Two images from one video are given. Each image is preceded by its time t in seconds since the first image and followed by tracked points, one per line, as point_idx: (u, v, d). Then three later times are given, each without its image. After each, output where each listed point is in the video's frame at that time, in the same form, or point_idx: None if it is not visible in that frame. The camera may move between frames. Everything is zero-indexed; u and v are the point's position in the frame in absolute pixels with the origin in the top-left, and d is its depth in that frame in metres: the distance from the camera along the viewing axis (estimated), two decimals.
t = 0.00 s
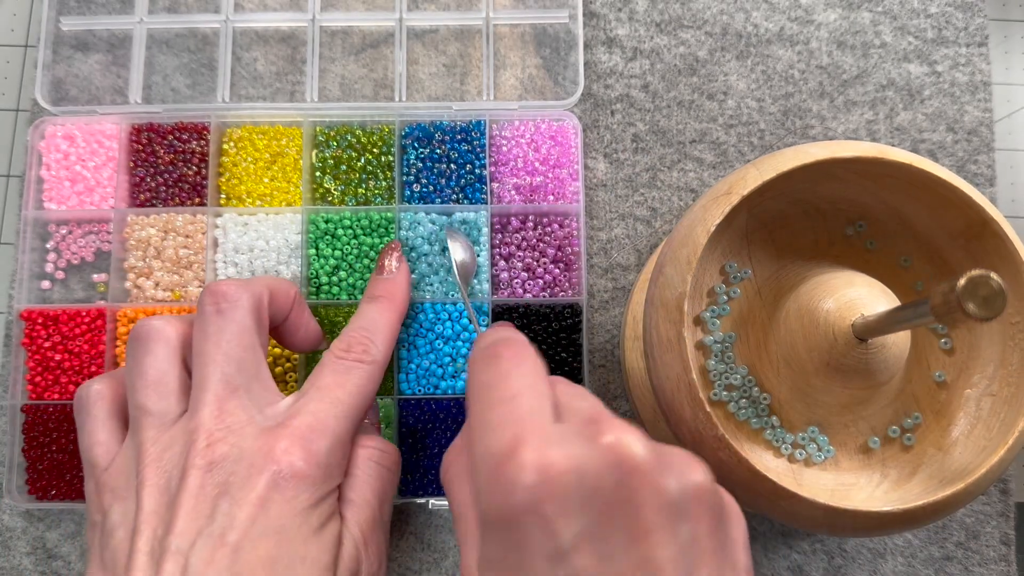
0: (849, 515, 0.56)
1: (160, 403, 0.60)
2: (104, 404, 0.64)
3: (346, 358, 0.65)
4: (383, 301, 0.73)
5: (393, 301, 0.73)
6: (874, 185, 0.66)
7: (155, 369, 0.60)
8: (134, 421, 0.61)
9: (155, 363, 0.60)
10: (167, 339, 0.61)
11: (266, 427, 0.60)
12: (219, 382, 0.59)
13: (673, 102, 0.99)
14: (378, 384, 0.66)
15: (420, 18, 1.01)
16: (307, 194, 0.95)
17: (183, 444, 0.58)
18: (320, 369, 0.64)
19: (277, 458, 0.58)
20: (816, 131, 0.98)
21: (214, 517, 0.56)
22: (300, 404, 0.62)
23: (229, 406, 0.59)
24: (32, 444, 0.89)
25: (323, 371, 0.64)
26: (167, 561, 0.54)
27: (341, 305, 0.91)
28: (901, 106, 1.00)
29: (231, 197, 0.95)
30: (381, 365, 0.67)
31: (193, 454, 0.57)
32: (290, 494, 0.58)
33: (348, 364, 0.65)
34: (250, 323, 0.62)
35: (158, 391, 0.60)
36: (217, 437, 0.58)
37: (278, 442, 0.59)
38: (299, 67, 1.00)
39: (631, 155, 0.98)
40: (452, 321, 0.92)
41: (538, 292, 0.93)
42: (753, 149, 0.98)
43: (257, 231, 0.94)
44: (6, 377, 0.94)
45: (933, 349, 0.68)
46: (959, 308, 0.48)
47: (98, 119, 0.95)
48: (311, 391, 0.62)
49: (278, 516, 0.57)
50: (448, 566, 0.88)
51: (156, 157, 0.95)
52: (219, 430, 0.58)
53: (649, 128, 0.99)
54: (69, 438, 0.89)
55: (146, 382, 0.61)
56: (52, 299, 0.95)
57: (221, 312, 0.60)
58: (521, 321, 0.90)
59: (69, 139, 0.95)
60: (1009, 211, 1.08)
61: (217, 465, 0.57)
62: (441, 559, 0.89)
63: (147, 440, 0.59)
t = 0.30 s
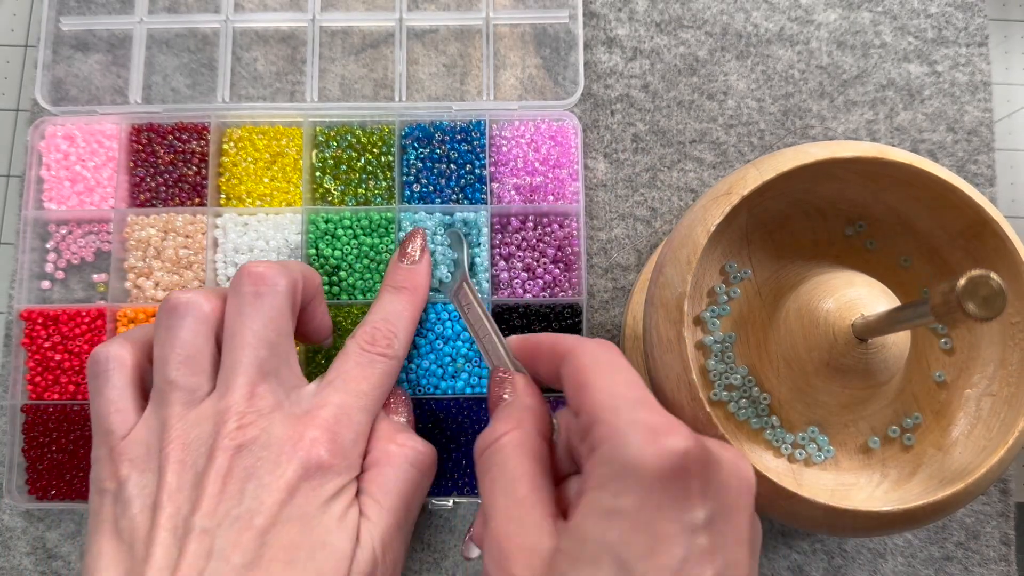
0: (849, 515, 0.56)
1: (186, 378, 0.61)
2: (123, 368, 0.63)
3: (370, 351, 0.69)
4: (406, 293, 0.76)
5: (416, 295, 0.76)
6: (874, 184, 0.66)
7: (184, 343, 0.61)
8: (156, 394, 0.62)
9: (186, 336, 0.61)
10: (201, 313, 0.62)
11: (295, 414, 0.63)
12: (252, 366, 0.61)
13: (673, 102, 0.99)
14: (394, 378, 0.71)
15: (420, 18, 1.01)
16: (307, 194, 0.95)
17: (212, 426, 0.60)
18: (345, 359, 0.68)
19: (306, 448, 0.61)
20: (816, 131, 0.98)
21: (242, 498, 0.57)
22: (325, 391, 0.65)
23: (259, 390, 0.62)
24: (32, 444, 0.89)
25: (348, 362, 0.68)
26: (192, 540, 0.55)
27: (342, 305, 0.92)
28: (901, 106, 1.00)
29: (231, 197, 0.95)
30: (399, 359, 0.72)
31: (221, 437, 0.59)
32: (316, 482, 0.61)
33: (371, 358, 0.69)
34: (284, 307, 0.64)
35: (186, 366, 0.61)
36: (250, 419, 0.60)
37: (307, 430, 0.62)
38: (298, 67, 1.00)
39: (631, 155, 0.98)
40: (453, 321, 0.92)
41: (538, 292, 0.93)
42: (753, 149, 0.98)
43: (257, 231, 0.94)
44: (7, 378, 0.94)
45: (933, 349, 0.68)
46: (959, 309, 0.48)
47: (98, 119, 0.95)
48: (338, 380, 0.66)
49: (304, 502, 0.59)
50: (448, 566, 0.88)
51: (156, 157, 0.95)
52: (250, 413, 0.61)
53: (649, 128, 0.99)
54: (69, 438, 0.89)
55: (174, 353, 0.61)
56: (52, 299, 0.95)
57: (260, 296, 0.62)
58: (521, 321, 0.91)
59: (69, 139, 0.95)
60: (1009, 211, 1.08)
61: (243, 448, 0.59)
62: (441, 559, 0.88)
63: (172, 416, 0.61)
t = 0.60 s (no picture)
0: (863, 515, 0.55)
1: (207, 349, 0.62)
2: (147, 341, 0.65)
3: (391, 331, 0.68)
4: (428, 281, 0.72)
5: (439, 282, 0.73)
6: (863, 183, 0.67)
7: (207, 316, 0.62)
8: (178, 366, 0.63)
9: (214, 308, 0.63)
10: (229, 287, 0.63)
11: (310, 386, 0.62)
12: (271, 337, 0.62)
13: (673, 102, 0.99)
14: (416, 362, 0.69)
15: (420, 18, 1.01)
16: (307, 194, 0.95)
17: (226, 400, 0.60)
18: (363, 341, 0.66)
19: (321, 416, 0.60)
20: (816, 131, 0.98)
21: (254, 463, 0.58)
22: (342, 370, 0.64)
23: (277, 360, 0.62)
24: (32, 444, 0.89)
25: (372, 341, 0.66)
26: (203, 502, 0.56)
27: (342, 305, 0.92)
28: (901, 106, 1.00)
29: (231, 197, 0.95)
30: (422, 342, 0.69)
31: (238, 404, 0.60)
32: (328, 451, 0.60)
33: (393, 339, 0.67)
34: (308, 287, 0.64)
35: (208, 337, 0.62)
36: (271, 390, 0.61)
37: (321, 401, 0.61)
38: (298, 67, 1.00)
39: (631, 155, 0.98)
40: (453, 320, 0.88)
41: (538, 292, 0.93)
42: (753, 149, 0.98)
43: (256, 231, 0.93)
44: (7, 377, 0.94)
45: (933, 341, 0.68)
46: (958, 309, 0.48)
47: (98, 119, 0.95)
48: (356, 358, 0.65)
49: (314, 471, 0.59)
50: (448, 566, 0.88)
51: (156, 157, 0.95)
52: (266, 381, 0.61)
53: (649, 128, 0.99)
54: (69, 438, 0.89)
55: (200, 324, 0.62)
56: (52, 299, 0.95)
57: (281, 268, 0.63)
58: (521, 321, 0.90)
59: (69, 139, 0.95)
60: (1009, 212, 1.08)
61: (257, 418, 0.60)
62: (441, 559, 0.88)
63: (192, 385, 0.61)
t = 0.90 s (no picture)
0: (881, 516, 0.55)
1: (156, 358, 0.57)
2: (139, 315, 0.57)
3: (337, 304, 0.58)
4: (381, 247, 0.61)
5: (393, 249, 0.61)
6: (850, 182, 0.67)
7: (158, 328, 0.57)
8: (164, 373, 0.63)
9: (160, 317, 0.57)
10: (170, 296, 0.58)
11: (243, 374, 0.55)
12: (205, 334, 0.56)
13: (673, 102, 0.99)
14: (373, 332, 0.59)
15: (420, 19, 1.01)
16: (307, 194, 0.95)
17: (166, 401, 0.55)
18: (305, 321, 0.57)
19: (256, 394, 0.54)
20: (816, 131, 0.98)
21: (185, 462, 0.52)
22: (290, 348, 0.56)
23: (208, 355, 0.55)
24: (32, 444, 0.89)
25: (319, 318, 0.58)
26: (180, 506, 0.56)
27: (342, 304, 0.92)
28: (901, 106, 1.00)
29: (231, 197, 0.95)
30: (376, 312, 0.59)
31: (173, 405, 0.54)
32: (255, 436, 0.52)
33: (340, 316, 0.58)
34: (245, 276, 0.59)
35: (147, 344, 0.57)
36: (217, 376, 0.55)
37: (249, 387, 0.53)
38: (299, 67, 1.00)
39: (631, 155, 0.98)
40: (453, 321, 0.92)
41: (538, 292, 0.93)
42: (753, 149, 0.98)
43: (257, 231, 0.93)
44: (7, 378, 0.94)
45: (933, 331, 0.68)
46: (959, 308, 0.48)
47: (99, 119, 0.95)
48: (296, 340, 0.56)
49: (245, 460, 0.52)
50: (448, 566, 0.88)
51: (156, 157, 0.95)
52: (196, 378, 0.54)
53: (649, 128, 0.99)
54: (69, 438, 0.89)
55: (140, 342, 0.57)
56: (52, 299, 0.95)
57: (207, 263, 0.57)
58: (521, 320, 0.90)
59: (69, 139, 0.95)
60: (1009, 212, 1.08)
61: (195, 413, 0.54)
62: (441, 559, 0.88)
63: (139, 396, 0.56)
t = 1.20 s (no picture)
0: (894, 515, 0.55)
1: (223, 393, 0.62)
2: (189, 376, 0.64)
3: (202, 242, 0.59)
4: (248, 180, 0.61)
5: (258, 180, 0.60)
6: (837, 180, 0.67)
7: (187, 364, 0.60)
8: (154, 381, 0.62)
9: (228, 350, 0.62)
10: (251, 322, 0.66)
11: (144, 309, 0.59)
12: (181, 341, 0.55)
13: (673, 102, 0.99)
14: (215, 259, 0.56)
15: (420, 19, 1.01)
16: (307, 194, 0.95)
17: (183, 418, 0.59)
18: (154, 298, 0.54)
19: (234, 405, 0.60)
20: (816, 131, 0.98)
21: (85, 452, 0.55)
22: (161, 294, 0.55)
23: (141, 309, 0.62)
24: (32, 444, 0.89)
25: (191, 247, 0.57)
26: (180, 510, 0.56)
27: (342, 304, 0.92)
28: (901, 106, 1.00)
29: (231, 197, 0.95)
30: (228, 234, 0.58)
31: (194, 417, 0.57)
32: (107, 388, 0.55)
33: (200, 242, 0.56)
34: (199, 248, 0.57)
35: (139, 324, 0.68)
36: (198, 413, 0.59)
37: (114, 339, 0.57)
38: (299, 68, 1.00)
39: (631, 155, 0.98)
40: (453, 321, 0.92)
41: (538, 292, 0.93)
42: (753, 149, 0.98)
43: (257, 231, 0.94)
44: (7, 378, 0.94)
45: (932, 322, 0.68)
46: (959, 307, 0.49)
47: (99, 119, 0.95)
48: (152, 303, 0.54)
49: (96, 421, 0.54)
50: (448, 565, 0.88)
51: (156, 157, 0.95)
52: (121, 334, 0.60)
53: (649, 128, 0.99)
54: (69, 438, 0.89)
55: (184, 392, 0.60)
56: (52, 299, 0.95)
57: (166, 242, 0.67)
58: (521, 320, 0.90)
59: (69, 139, 0.95)
60: (1009, 212, 1.08)
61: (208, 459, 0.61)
62: (441, 559, 0.88)
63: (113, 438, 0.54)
